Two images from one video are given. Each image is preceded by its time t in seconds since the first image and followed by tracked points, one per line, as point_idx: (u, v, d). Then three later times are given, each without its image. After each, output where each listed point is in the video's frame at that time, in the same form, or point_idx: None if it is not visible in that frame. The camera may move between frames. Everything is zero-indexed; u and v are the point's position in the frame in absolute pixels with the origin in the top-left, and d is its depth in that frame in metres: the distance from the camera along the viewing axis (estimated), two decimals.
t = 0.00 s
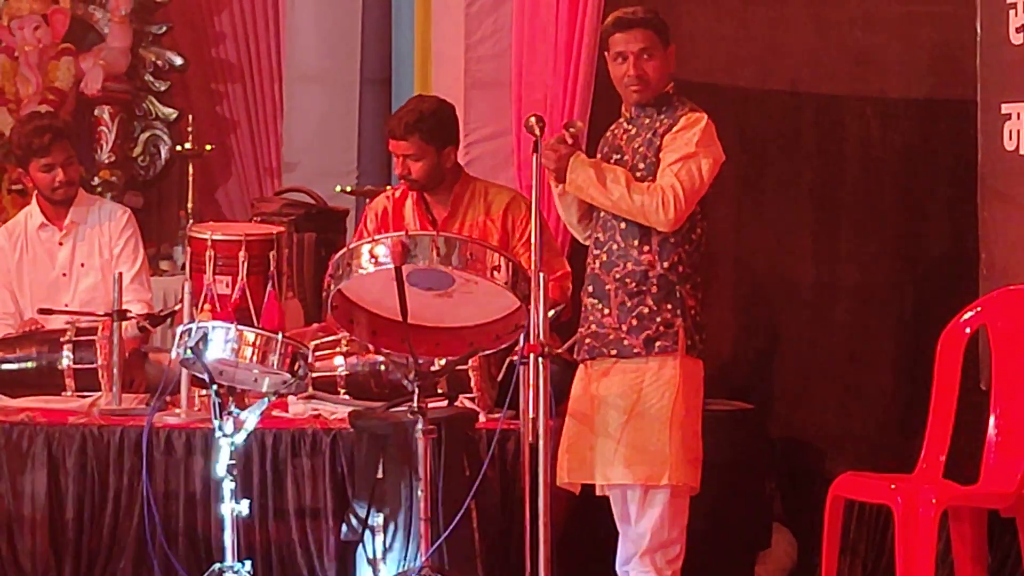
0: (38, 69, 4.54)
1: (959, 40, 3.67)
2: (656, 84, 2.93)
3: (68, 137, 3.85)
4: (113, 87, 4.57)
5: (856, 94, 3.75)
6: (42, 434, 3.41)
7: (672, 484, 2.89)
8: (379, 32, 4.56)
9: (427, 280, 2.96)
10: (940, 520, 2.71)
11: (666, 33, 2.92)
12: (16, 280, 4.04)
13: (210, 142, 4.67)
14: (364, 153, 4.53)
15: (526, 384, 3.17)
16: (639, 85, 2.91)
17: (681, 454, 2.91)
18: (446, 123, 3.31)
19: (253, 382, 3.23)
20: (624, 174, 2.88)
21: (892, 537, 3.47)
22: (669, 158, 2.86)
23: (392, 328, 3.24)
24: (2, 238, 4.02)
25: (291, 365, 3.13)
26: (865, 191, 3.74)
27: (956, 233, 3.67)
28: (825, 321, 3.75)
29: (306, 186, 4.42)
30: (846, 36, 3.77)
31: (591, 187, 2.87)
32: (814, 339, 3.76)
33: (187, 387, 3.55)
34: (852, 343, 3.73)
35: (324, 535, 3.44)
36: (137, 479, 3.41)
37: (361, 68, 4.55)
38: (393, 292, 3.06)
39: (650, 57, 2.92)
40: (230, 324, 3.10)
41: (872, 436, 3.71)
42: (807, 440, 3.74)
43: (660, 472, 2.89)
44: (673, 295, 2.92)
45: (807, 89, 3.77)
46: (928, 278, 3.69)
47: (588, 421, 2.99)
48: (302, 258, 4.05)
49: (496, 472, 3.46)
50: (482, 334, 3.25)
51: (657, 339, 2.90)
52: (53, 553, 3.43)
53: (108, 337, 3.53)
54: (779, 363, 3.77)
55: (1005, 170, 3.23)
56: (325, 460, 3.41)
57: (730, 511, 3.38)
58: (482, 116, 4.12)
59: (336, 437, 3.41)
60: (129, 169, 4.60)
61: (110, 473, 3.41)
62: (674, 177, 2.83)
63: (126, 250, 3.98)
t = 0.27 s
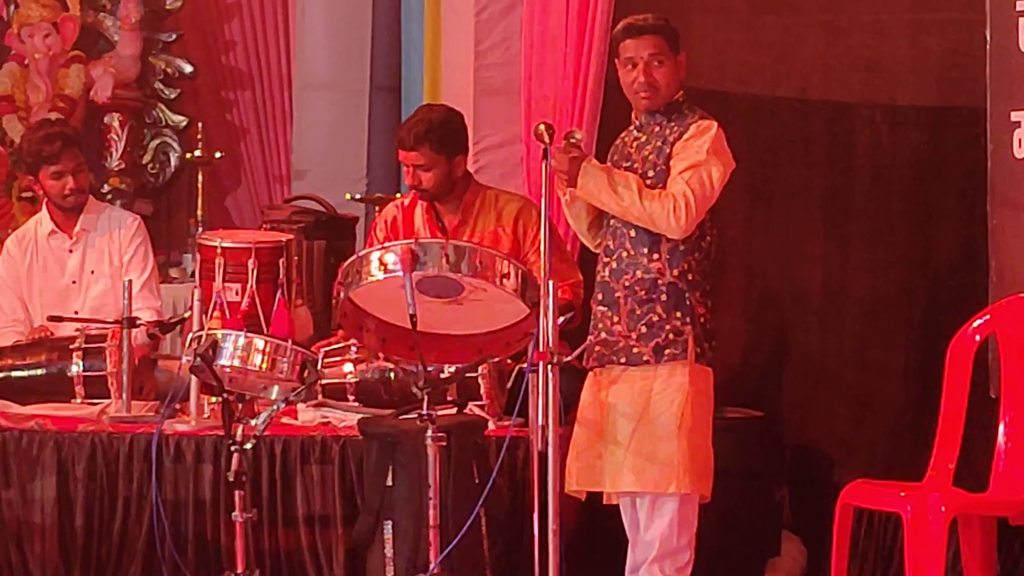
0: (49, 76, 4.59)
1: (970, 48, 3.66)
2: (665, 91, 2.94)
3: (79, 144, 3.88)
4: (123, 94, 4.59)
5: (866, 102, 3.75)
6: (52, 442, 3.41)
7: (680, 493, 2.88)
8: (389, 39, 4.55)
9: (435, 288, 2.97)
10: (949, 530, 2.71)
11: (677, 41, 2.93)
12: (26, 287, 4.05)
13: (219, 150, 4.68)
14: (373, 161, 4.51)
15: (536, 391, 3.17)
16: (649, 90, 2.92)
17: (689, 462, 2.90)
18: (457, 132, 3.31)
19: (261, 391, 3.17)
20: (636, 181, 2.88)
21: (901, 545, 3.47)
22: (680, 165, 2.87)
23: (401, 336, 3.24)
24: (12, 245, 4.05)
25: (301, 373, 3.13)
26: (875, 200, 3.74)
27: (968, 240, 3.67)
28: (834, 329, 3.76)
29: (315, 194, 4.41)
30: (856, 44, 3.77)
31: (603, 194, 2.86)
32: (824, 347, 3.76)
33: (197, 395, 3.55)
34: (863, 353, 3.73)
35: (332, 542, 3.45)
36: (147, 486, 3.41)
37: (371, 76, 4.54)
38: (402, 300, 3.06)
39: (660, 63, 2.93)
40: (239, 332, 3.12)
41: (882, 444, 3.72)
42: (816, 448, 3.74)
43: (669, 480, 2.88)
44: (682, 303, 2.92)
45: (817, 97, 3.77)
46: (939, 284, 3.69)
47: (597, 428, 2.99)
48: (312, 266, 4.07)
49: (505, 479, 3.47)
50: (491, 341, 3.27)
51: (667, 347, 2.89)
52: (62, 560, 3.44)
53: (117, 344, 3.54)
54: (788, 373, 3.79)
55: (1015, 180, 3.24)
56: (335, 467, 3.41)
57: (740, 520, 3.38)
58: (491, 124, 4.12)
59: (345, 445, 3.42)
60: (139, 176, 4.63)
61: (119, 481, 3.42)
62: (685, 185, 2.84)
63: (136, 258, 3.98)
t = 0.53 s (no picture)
0: (61, 84, 4.64)
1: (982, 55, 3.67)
2: (661, 105, 2.94)
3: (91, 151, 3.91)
4: (135, 102, 4.64)
5: (878, 109, 3.75)
6: (63, 448, 3.41)
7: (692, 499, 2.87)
8: (399, 47, 4.56)
9: (446, 295, 2.97)
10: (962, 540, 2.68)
11: (675, 56, 2.90)
12: (37, 294, 4.04)
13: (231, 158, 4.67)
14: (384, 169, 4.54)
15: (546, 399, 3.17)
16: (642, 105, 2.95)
17: (701, 470, 2.90)
18: (466, 140, 3.32)
19: (272, 397, 3.21)
20: (646, 192, 2.87)
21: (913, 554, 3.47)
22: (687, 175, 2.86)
23: (411, 344, 3.25)
24: (24, 252, 4.04)
25: (311, 380, 3.13)
26: (886, 208, 3.74)
27: (979, 248, 3.68)
28: (845, 337, 3.76)
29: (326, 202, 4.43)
30: (867, 51, 3.78)
31: (613, 206, 2.86)
32: (835, 355, 3.76)
33: (208, 403, 3.54)
34: (875, 360, 3.73)
35: (343, 549, 3.45)
36: (158, 493, 3.41)
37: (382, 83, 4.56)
38: (412, 307, 3.06)
39: (655, 79, 2.92)
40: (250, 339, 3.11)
41: (893, 453, 3.72)
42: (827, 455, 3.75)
43: (681, 487, 2.88)
44: (694, 311, 2.91)
45: (828, 105, 3.78)
46: (951, 291, 3.70)
47: (609, 436, 2.99)
48: (322, 273, 4.07)
49: (516, 487, 3.47)
50: (502, 348, 3.27)
51: (679, 355, 2.88)
52: (74, 567, 3.44)
53: (129, 350, 3.57)
54: (799, 381, 3.78)
55: None
56: (346, 474, 3.41)
57: (752, 528, 3.38)
58: (503, 131, 4.14)
59: (356, 452, 3.42)
60: (151, 183, 4.65)
61: (130, 488, 3.42)
62: (692, 195, 2.83)
63: (148, 265, 4.01)
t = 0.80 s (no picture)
0: (65, 92, 4.66)
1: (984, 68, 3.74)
2: (668, 124, 2.85)
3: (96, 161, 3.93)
4: (140, 111, 4.65)
5: (882, 121, 3.78)
6: (68, 457, 3.42)
7: (693, 508, 2.75)
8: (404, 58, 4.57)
9: (452, 305, 2.97)
10: (964, 552, 2.64)
11: (664, 72, 2.79)
12: (42, 303, 4.06)
13: (235, 167, 4.66)
14: (389, 178, 4.55)
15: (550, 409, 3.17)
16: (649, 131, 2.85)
17: (703, 479, 2.78)
18: (471, 151, 3.32)
19: (276, 406, 3.20)
20: (655, 198, 2.78)
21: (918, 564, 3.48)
22: (699, 181, 2.76)
23: (416, 352, 3.24)
24: (29, 261, 4.06)
25: (315, 390, 3.12)
26: (891, 218, 3.77)
27: (983, 257, 3.73)
28: (849, 347, 3.77)
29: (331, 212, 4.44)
30: (871, 62, 3.81)
31: (620, 211, 2.77)
32: (840, 365, 3.77)
33: (212, 412, 3.55)
34: (880, 369, 3.75)
35: (348, 559, 3.45)
36: (162, 503, 3.41)
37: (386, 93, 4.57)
38: (418, 317, 3.06)
39: (653, 101, 2.82)
40: (255, 348, 3.11)
41: (899, 463, 3.74)
42: (832, 465, 3.76)
43: (682, 495, 2.76)
44: (698, 320, 2.79)
45: (833, 116, 3.79)
46: (953, 298, 3.75)
47: (609, 444, 2.87)
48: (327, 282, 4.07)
49: (520, 496, 3.47)
50: (506, 359, 3.27)
51: (682, 364, 2.77)
52: None
53: (133, 360, 3.57)
54: (804, 391, 3.78)
55: None
56: (350, 484, 3.41)
57: (757, 538, 3.39)
58: (507, 141, 4.16)
59: (360, 462, 3.43)
60: (156, 193, 4.66)
61: (134, 497, 3.42)
62: (703, 202, 2.73)
63: (151, 274, 4.00)
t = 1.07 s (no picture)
0: (66, 103, 4.67)
1: (983, 81, 3.73)
2: (673, 127, 2.82)
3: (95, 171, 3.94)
4: (140, 122, 4.65)
5: (881, 133, 3.79)
6: (66, 467, 3.42)
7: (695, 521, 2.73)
8: (405, 68, 4.57)
9: (453, 317, 2.97)
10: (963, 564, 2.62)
11: (677, 73, 2.79)
12: (42, 313, 4.06)
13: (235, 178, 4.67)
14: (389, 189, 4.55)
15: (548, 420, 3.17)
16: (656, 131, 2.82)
17: (705, 490, 2.75)
18: (471, 163, 3.33)
19: (276, 417, 3.20)
20: (652, 212, 2.77)
21: None
22: (697, 194, 2.75)
23: (415, 364, 3.24)
24: (28, 272, 4.06)
25: (315, 401, 3.12)
26: (892, 230, 3.77)
27: (983, 269, 3.72)
28: (849, 359, 3.77)
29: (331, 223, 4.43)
30: (871, 75, 3.82)
31: (618, 225, 2.76)
32: (840, 377, 3.77)
33: (211, 422, 3.55)
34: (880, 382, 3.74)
35: (346, 570, 3.43)
36: (161, 513, 3.41)
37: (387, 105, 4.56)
38: (418, 329, 3.06)
39: (663, 101, 2.80)
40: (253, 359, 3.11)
41: (899, 475, 3.73)
42: (832, 477, 3.75)
43: (683, 508, 2.73)
44: (699, 332, 2.77)
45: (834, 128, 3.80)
46: (955, 312, 3.72)
47: (610, 456, 2.84)
48: (327, 293, 4.09)
49: (520, 508, 3.47)
50: (506, 370, 3.26)
51: (683, 376, 2.75)
52: None
53: (132, 371, 3.57)
54: (804, 403, 3.79)
55: None
56: (349, 494, 3.41)
57: (757, 550, 3.38)
58: (507, 153, 4.16)
59: (360, 474, 3.42)
60: (155, 204, 4.68)
61: (133, 508, 3.41)
62: (702, 214, 2.72)
63: (151, 286, 4.01)
